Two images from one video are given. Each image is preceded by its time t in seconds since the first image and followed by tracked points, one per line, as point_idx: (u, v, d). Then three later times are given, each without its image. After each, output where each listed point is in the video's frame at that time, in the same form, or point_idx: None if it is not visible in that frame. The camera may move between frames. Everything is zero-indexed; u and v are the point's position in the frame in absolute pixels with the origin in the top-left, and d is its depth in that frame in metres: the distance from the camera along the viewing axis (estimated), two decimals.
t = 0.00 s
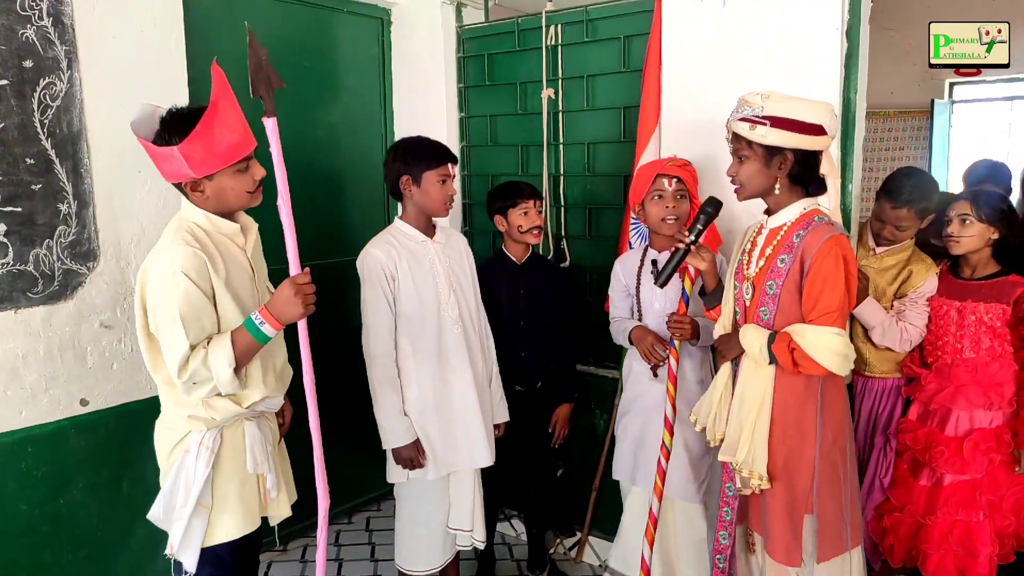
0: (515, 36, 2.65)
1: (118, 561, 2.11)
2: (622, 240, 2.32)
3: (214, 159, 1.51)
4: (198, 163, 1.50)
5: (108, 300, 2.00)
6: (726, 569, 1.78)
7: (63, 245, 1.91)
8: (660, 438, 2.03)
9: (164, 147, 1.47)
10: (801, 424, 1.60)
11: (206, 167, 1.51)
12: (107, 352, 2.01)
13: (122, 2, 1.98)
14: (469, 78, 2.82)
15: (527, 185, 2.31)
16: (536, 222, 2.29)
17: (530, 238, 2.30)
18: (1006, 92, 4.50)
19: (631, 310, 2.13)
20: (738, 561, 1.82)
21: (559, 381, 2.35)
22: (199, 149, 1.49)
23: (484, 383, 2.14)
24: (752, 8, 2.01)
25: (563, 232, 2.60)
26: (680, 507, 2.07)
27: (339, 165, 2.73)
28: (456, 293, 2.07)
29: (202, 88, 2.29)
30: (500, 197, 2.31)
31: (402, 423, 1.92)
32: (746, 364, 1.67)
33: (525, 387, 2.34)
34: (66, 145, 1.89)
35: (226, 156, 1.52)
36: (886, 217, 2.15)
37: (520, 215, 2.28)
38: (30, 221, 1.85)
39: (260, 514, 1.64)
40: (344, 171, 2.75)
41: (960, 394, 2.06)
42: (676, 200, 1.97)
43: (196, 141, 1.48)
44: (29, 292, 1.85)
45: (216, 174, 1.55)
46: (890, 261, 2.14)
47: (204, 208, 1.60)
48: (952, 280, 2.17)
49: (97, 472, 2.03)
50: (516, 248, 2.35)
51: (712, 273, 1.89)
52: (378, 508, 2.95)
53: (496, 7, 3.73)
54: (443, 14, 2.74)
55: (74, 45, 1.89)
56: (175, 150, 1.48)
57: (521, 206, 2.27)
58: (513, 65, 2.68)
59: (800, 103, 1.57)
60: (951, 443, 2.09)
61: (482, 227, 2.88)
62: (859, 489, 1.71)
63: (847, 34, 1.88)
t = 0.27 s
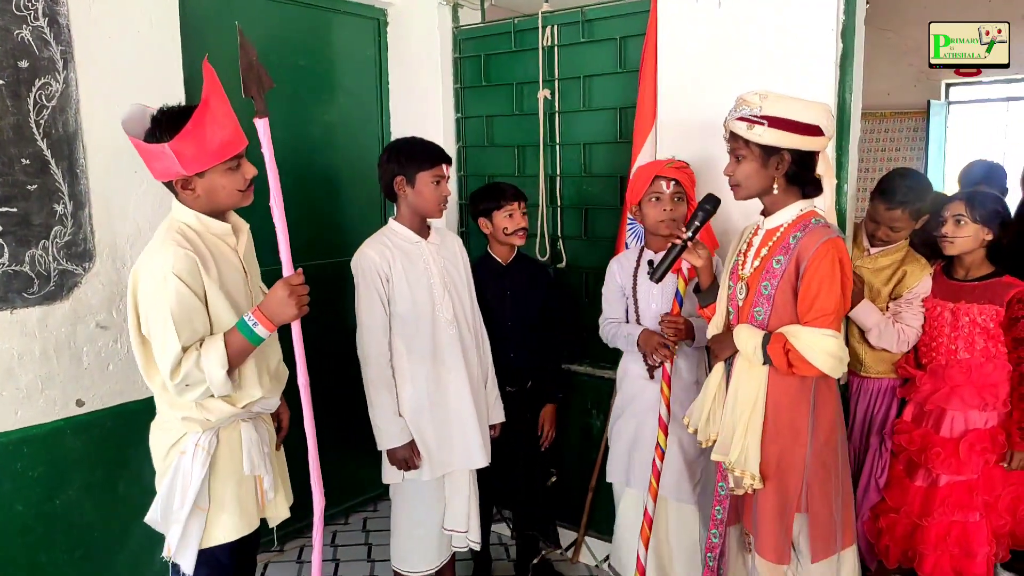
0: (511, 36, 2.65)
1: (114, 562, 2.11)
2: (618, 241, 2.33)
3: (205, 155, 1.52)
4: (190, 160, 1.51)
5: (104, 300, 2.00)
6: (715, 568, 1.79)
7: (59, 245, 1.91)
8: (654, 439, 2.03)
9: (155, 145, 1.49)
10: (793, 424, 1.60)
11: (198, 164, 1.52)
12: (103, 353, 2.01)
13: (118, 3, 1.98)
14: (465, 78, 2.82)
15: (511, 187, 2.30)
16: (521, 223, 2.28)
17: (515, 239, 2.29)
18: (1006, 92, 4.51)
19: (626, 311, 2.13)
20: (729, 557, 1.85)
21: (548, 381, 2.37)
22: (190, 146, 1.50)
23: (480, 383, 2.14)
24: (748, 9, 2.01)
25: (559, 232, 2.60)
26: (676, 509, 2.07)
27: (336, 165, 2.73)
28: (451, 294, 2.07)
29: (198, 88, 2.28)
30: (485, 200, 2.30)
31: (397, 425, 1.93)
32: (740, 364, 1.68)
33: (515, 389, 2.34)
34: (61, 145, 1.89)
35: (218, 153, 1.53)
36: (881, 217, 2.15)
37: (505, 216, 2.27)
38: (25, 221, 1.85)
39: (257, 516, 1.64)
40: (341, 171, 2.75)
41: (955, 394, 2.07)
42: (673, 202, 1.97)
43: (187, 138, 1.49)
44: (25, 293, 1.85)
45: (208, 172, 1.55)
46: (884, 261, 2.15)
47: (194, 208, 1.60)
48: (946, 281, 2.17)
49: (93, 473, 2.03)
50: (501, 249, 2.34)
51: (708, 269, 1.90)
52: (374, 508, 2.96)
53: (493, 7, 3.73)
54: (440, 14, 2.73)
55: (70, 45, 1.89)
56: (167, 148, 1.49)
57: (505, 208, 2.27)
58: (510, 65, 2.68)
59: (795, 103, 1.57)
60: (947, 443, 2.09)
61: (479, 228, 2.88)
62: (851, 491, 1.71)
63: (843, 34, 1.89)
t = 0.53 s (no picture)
0: (509, 36, 2.65)
1: (111, 563, 2.11)
2: (615, 241, 2.33)
3: (202, 150, 1.52)
4: (186, 154, 1.51)
5: (101, 300, 2.00)
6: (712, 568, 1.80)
7: (56, 245, 1.90)
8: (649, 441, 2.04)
9: (151, 140, 1.49)
10: (789, 423, 1.60)
11: (194, 159, 1.52)
12: (100, 353, 2.01)
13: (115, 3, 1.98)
14: (463, 78, 2.82)
15: (508, 190, 2.31)
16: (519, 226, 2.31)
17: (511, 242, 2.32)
18: (1002, 93, 4.50)
19: (623, 313, 2.13)
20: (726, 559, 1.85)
21: (537, 380, 2.37)
22: (187, 141, 1.50)
23: (477, 382, 2.14)
24: (745, 10, 2.01)
25: (557, 233, 2.60)
26: (672, 510, 2.07)
27: (333, 165, 2.73)
28: (448, 294, 2.08)
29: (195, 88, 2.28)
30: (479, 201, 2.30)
31: (395, 426, 1.92)
32: (736, 365, 1.68)
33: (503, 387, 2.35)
34: (59, 145, 1.89)
35: (214, 148, 1.53)
36: (877, 218, 2.15)
37: (506, 218, 2.27)
38: (22, 221, 1.85)
39: (253, 518, 1.64)
40: (338, 171, 2.75)
41: (951, 395, 2.06)
42: (668, 204, 1.97)
43: (183, 132, 1.50)
44: (22, 293, 1.85)
45: (203, 167, 1.55)
46: (881, 262, 2.16)
47: (188, 207, 1.60)
48: (943, 282, 2.17)
49: (90, 473, 2.03)
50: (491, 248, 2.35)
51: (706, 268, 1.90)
52: (372, 509, 2.96)
53: (491, 7, 3.72)
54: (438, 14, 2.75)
55: (67, 45, 1.89)
56: (163, 143, 1.50)
57: (506, 210, 2.27)
58: (507, 65, 2.68)
59: (792, 105, 1.57)
60: (943, 444, 2.09)
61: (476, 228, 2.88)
62: (847, 492, 1.71)
63: (840, 35, 1.89)
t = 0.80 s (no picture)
0: (505, 37, 2.65)
1: (107, 564, 2.10)
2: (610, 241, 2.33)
3: (194, 147, 1.53)
4: (179, 152, 1.51)
5: (97, 302, 2.00)
6: (711, 567, 1.79)
7: (51, 247, 1.90)
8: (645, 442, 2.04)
9: (143, 139, 1.50)
10: (785, 423, 1.60)
11: (187, 157, 1.52)
12: (96, 354, 2.01)
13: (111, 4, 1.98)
14: (459, 79, 2.82)
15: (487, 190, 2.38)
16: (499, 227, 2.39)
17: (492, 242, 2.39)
18: (998, 93, 4.52)
19: (619, 314, 2.14)
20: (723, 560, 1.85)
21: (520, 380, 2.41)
22: (179, 139, 1.51)
23: (474, 383, 2.14)
24: (740, 11, 2.02)
25: (553, 233, 2.61)
26: (668, 511, 2.08)
27: (330, 166, 2.73)
28: (446, 295, 2.07)
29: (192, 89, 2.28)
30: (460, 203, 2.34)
31: (391, 428, 1.92)
32: (731, 365, 1.69)
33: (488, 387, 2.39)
34: (54, 146, 1.89)
35: (206, 145, 1.54)
36: (872, 219, 2.17)
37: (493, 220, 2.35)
38: (18, 222, 1.84)
39: (247, 520, 1.63)
40: (334, 172, 2.75)
41: (945, 395, 2.07)
42: (664, 207, 1.98)
43: (175, 130, 1.50)
44: (18, 294, 1.85)
45: (197, 165, 1.55)
46: (877, 262, 2.16)
47: (185, 206, 1.60)
48: (937, 282, 2.18)
49: (86, 475, 2.03)
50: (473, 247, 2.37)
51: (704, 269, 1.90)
52: (369, 510, 2.96)
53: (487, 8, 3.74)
54: (434, 15, 2.78)
55: (63, 46, 1.88)
56: (155, 142, 1.50)
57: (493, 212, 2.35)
58: (503, 66, 2.68)
59: (785, 106, 1.57)
60: (936, 443, 2.09)
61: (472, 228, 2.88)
62: (843, 492, 1.72)
63: (835, 36, 1.89)
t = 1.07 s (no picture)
0: (503, 37, 2.65)
1: (105, 563, 2.10)
2: (609, 241, 2.34)
3: (188, 145, 1.53)
4: (173, 150, 1.51)
5: (94, 300, 2.00)
6: (710, 564, 1.79)
7: (49, 245, 1.90)
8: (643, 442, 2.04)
9: (137, 140, 1.50)
10: (783, 421, 1.61)
11: (181, 154, 1.52)
12: (93, 353, 2.01)
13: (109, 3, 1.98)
14: (457, 79, 2.83)
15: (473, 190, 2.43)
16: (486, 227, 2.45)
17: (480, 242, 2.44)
18: (994, 93, 4.54)
19: (617, 314, 2.14)
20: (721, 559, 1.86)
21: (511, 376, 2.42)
22: (172, 137, 1.51)
23: (474, 382, 2.15)
24: (738, 11, 2.02)
25: (551, 233, 2.61)
26: (666, 510, 2.08)
27: (327, 165, 2.73)
28: (447, 295, 2.08)
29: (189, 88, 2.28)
30: (452, 203, 2.36)
31: (388, 428, 1.92)
32: (729, 365, 1.69)
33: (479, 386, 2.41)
34: (51, 145, 1.89)
35: (200, 141, 1.54)
36: (869, 219, 2.17)
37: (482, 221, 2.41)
38: (15, 221, 1.84)
39: (238, 519, 1.63)
40: (332, 171, 2.75)
41: (940, 394, 2.09)
42: (663, 208, 1.98)
43: (168, 128, 1.50)
44: (15, 293, 1.84)
45: (192, 163, 1.55)
46: (874, 262, 2.17)
47: (184, 204, 1.60)
48: (932, 282, 2.18)
49: (83, 474, 2.03)
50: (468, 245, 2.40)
51: (703, 270, 1.91)
52: (366, 509, 2.96)
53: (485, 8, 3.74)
54: (432, 15, 2.75)
55: (60, 45, 1.88)
56: (149, 142, 1.50)
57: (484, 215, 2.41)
58: (501, 66, 2.69)
59: (783, 106, 1.58)
60: (932, 442, 2.11)
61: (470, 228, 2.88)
62: (840, 490, 1.72)
63: (832, 36, 1.90)
